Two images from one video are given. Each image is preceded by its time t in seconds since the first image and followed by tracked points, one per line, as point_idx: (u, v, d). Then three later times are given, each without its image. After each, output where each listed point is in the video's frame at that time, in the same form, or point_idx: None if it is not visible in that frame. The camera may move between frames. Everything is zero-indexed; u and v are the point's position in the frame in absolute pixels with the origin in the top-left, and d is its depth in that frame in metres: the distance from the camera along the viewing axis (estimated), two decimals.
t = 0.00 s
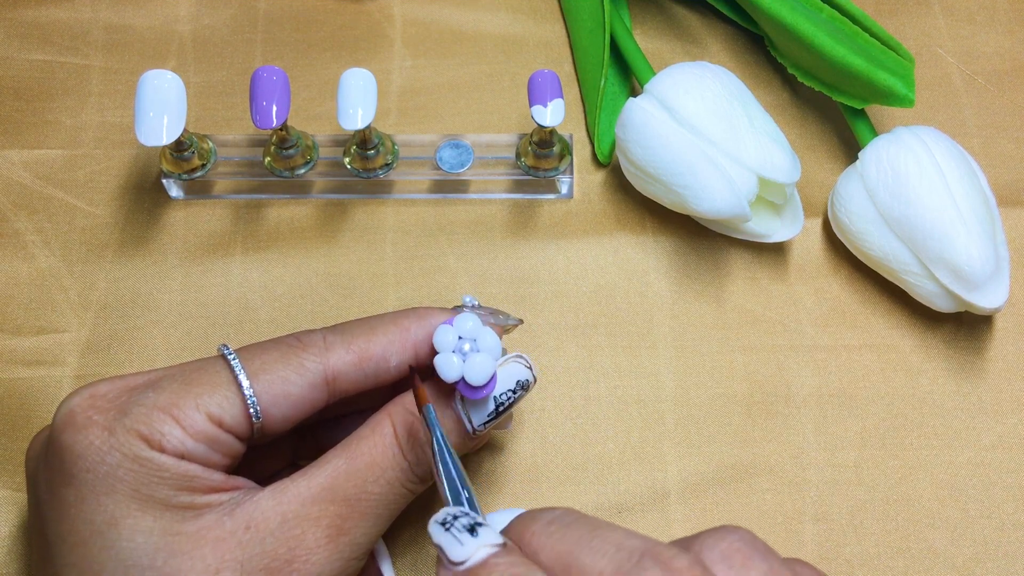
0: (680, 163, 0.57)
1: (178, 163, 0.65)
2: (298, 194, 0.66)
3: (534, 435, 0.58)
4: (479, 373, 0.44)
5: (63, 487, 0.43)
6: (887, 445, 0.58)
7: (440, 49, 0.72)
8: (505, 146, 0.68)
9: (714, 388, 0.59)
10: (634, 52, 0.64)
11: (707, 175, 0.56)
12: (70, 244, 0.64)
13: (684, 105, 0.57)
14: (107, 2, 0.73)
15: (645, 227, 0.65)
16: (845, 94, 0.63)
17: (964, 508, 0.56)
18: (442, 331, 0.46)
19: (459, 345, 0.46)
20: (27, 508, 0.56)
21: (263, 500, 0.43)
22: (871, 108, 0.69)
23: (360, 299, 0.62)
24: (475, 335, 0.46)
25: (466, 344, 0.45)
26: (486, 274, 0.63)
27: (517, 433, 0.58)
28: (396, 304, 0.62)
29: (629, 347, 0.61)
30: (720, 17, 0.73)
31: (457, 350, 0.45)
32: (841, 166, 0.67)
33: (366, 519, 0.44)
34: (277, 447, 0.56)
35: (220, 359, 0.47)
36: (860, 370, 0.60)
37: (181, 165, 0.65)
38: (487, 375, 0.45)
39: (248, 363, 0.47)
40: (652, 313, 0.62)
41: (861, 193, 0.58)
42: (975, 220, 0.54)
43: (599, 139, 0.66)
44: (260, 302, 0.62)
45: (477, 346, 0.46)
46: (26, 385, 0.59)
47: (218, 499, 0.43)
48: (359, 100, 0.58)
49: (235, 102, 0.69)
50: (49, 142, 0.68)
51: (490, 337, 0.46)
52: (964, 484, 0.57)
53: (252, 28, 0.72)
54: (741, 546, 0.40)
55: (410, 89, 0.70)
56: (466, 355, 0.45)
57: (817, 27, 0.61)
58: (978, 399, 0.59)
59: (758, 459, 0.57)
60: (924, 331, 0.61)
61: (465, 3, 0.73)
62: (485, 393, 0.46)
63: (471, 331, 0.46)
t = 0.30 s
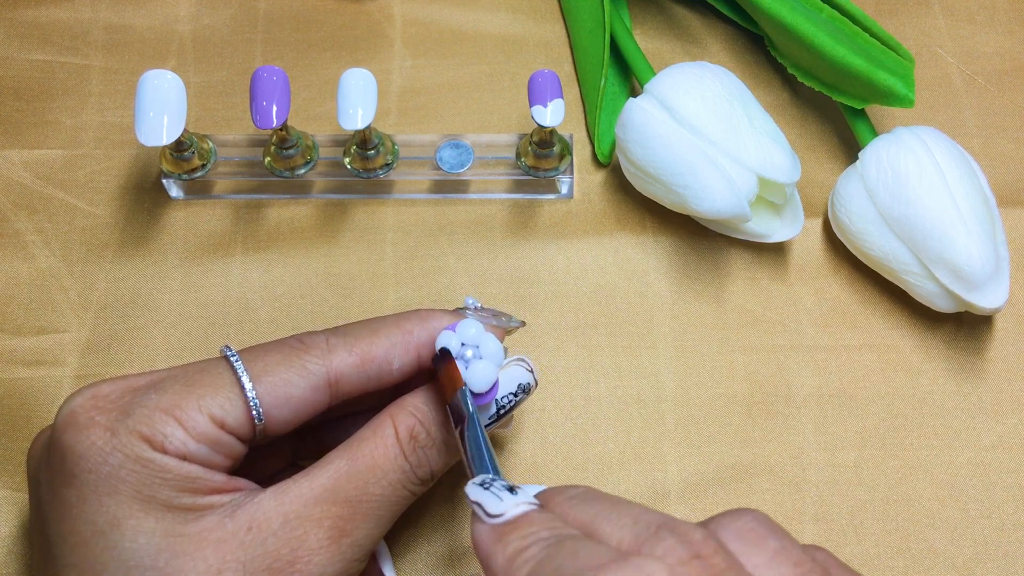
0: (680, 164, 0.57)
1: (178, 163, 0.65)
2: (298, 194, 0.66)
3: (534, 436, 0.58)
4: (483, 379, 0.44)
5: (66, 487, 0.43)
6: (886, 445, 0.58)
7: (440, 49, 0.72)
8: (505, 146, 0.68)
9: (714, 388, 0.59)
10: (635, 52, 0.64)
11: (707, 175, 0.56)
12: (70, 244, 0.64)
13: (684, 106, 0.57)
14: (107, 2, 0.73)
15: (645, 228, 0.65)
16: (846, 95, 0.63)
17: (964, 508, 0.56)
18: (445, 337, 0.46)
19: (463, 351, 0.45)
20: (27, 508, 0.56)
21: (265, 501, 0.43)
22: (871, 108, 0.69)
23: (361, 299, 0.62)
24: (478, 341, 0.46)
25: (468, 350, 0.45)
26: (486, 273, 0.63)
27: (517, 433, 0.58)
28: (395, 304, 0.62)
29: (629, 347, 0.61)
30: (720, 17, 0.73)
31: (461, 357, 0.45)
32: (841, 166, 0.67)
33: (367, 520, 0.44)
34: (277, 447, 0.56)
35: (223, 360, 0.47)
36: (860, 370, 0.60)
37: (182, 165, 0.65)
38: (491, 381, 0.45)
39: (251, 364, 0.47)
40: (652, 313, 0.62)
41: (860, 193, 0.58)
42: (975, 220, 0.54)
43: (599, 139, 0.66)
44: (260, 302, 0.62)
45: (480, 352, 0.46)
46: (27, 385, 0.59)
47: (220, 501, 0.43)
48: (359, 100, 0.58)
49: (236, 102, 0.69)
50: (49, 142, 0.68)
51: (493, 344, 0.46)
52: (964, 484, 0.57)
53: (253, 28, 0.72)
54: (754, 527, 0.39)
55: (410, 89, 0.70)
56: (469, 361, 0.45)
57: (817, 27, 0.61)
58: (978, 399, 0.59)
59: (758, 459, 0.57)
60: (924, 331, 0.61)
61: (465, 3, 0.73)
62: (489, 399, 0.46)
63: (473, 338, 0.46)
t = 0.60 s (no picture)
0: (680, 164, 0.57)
1: (178, 163, 0.65)
2: (298, 194, 0.66)
3: (534, 435, 0.58)
4: (468, 378, 0.43)
5: (69, 487, 0.42)
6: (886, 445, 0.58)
7: (440, 48, 0.72)
8: (506, 146, 0.68)
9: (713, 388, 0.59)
10: (635, 52, 0.65)
11: (707, 175, 0.56)
12: (70, 244, 0.64)
13: (684, 105, 0.57)
14: (107, 2, 0.72)
15: (645, 227, 0.65)
16: (845, 94, 0.64)
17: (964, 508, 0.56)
18: (441, 329, 0.45)
19: (455, 346, 0.44)
20: (27, 508, 0.56)
21: (264, 501, 0.43)
22: (871, 108, 0.69)
23: (360, 299, 0.62)
24: (473, 338, 0.44)
25: (461, 346, 0.44)
26: (486, 273, 0.63)
27: (517, 434, 0.58)
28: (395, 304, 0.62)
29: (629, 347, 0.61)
30: (720, 17, 0.73)
31: (451, 352, 0.44)
32: (841, 166, 0.67)
33: (365, 517, 0.44)
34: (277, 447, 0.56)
35: (227, 360, 0.47)
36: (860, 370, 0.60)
37: (182, 165, 0.65)
38: (476, 381, 0.44)
39: (255, 364, 0.47)
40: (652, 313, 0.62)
41: (860, 193, 0.58)
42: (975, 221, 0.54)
43: (599, 139, 0.66)
44: (260, 302, 0.62)
45: (473, 350, 0.44)
46: (27, 385, 0.59)
47: (223, 503, 0.43)
48: (359, 100, 0.58)
49: (236, 102, 0.69)
50: (50, 142, 0.68)
51: (487, 344, 0.44)
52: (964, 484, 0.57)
53: (253, 28, 0.72)
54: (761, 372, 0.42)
55: (410, 89, 0.70)
56: (459, 358, 0.44)
57: (817, 27, 0.61)
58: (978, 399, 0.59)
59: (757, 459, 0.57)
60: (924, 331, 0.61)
61: (465, 3, 0.73)
62: (475, 396, 0.45)
63: (470, 334, 0.45)
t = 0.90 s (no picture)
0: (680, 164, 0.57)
1: (178, 163, 0.65)
2: (298, 194, 0.66)
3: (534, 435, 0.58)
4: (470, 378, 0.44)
5: (71, 487, 0.42)
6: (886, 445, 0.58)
7: (440, 48, 0.72)
8: (505, 146, 0.68)
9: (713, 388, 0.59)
10: (635, 53, 0.65)
11: (707, 175, 0.56)
12: (70, 244, 0.64)
13: (684, 105, 0.57)
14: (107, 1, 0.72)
15: (644, 227, 0.65)
16: (845, 95, 0.64)
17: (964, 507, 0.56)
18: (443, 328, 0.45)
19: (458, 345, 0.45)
20: (27, 508, 0.56)
21: (263, 500, 0.43)
22: (871, 108, 0.69)
23: (360, 299, 0.62)
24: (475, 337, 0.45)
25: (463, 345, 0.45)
26: (486, 274, 0.63)
27: (517, 434, 0.58)
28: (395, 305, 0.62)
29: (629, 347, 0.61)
30: (720, 17, 0.73)
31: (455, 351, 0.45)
32: (840, 166, 0.67)
33: (365, 516, 0.44)
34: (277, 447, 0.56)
35: (228, 360, 0.47)
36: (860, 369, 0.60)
37: (181, 165, 0.65)
38: (478, 380, 0.44)
39: (255, 364, 0.47)
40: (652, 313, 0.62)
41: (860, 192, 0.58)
42: (975, 222, 0.54)
43: (599, 139, 0.66)
44: (260, 302, 0.62)
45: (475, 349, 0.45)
46: (26, 386, 0.59)
47: (224, 502, 0.43)
48: (359, 100, 0.58)
49: (236, 102, 0.69)
50: (50, 142, 0.68)
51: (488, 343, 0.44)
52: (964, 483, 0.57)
53: (252, 28, 0.72)
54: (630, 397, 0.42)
55: (411, 89, 0.70)
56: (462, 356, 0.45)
57: (817, 28, 0.62)
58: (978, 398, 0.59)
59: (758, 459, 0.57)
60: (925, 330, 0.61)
61: (466, 3, 0.73)
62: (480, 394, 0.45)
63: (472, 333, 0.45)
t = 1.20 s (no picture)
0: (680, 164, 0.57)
1: (178, 163, 0.65)
2: (298, 194, 0.66)
3: (534, 435, 0.58)
4: (468, 380, 0.43)
5: (73, 486, 0.42)
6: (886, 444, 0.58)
7: (440, 48, 0.72)
8: (506, 146, 0.68)
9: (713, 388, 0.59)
10: (635, 53, 0.65)
11: (707, 175, 0.56)
12: (70, 244, 0.64)
13: (684, 105, 0.57)
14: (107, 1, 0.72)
15: (645, 227, 0.65)
16: (845, 95, 0.64)
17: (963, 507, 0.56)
18: (442, 329, 0.45)
19: (456, 346, 0.44)
20: (27, 508, 0.56)
21: (264, 500, 0.43)
22: (871, 108, 0.69)
23: (360, 299, 0.62)
24: (474, 339, 0.44)
25: (462, 346, 0.44)
26: (486, 273, 0.63)
27: (518, 433, 0.58)
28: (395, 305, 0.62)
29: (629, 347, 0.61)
30: (720, 17, 0.73)
31: (453, 352, 0.44)
32: (840, 166, 0.67)
33: (366, 517, 0.44)
34: (277, 447, 0.56)
35: (231, 360, 0.47)
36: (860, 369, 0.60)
37: (181, 165, 0.65)
38: (475, 383, 0.44)
39: (257, 364, 0.47)
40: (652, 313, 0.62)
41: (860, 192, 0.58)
42: (976, 221, 0.54)
43: (599, 139, 0.66)
44: (260, 302, 0.62)
45: (474, 351, 0.44)
46: (26, 386, 0.59)
47: (226, 501, 0.43)
48: (359, 100, 0.58)
49: (236, 102, 0.69)
50: (49, 142, 0.68)
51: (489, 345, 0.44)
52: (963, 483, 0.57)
53: (253, 28, 0.72)
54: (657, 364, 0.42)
55: (411, 89, 0.70)
56: (460, 358, 0.44)
57: (817, 28, 0.62)
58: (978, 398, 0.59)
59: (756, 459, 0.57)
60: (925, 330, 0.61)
61: (466, 2, 0.73)
62: (476, 398, 0.44)
63: (471, 335, 0.45)
